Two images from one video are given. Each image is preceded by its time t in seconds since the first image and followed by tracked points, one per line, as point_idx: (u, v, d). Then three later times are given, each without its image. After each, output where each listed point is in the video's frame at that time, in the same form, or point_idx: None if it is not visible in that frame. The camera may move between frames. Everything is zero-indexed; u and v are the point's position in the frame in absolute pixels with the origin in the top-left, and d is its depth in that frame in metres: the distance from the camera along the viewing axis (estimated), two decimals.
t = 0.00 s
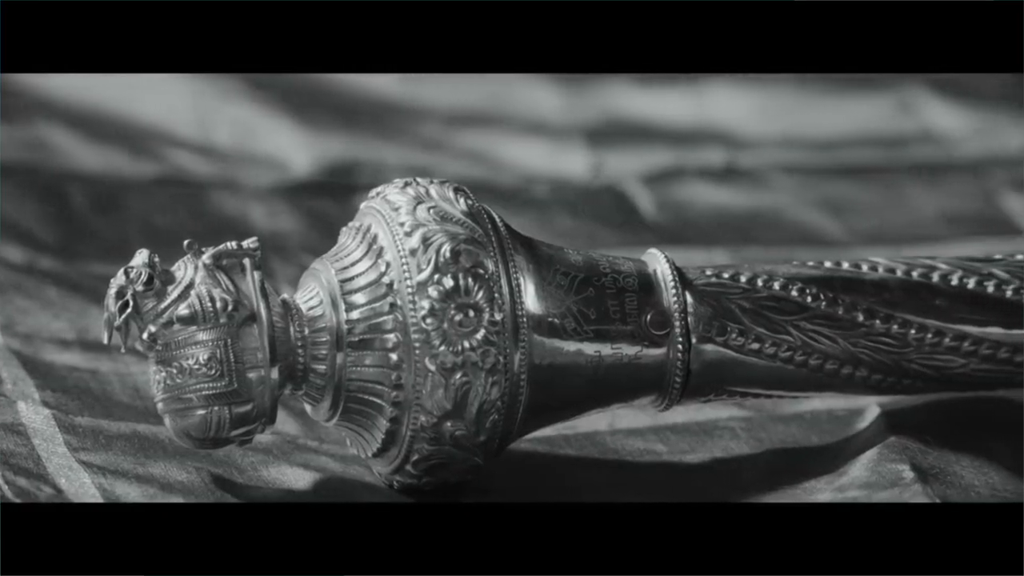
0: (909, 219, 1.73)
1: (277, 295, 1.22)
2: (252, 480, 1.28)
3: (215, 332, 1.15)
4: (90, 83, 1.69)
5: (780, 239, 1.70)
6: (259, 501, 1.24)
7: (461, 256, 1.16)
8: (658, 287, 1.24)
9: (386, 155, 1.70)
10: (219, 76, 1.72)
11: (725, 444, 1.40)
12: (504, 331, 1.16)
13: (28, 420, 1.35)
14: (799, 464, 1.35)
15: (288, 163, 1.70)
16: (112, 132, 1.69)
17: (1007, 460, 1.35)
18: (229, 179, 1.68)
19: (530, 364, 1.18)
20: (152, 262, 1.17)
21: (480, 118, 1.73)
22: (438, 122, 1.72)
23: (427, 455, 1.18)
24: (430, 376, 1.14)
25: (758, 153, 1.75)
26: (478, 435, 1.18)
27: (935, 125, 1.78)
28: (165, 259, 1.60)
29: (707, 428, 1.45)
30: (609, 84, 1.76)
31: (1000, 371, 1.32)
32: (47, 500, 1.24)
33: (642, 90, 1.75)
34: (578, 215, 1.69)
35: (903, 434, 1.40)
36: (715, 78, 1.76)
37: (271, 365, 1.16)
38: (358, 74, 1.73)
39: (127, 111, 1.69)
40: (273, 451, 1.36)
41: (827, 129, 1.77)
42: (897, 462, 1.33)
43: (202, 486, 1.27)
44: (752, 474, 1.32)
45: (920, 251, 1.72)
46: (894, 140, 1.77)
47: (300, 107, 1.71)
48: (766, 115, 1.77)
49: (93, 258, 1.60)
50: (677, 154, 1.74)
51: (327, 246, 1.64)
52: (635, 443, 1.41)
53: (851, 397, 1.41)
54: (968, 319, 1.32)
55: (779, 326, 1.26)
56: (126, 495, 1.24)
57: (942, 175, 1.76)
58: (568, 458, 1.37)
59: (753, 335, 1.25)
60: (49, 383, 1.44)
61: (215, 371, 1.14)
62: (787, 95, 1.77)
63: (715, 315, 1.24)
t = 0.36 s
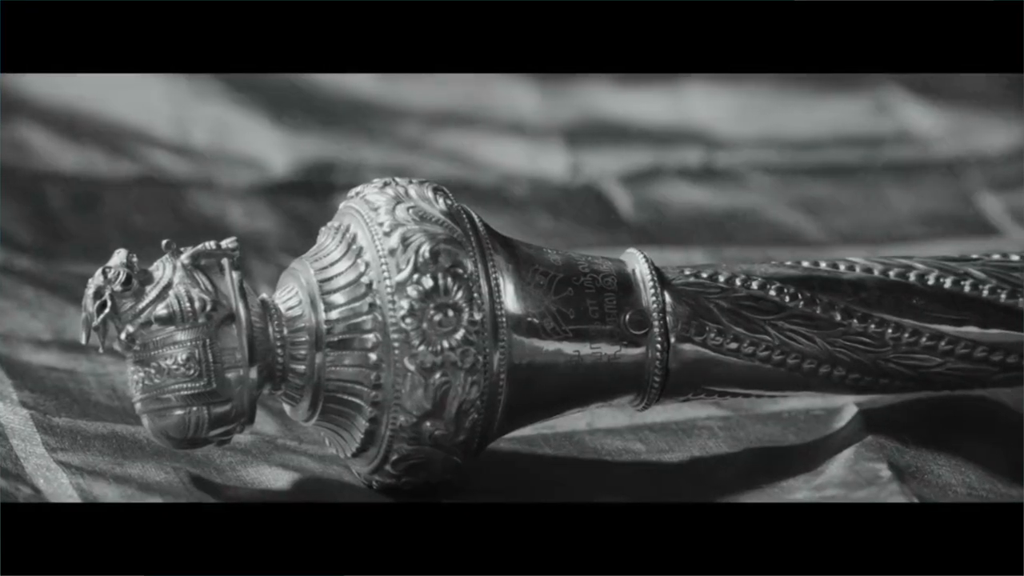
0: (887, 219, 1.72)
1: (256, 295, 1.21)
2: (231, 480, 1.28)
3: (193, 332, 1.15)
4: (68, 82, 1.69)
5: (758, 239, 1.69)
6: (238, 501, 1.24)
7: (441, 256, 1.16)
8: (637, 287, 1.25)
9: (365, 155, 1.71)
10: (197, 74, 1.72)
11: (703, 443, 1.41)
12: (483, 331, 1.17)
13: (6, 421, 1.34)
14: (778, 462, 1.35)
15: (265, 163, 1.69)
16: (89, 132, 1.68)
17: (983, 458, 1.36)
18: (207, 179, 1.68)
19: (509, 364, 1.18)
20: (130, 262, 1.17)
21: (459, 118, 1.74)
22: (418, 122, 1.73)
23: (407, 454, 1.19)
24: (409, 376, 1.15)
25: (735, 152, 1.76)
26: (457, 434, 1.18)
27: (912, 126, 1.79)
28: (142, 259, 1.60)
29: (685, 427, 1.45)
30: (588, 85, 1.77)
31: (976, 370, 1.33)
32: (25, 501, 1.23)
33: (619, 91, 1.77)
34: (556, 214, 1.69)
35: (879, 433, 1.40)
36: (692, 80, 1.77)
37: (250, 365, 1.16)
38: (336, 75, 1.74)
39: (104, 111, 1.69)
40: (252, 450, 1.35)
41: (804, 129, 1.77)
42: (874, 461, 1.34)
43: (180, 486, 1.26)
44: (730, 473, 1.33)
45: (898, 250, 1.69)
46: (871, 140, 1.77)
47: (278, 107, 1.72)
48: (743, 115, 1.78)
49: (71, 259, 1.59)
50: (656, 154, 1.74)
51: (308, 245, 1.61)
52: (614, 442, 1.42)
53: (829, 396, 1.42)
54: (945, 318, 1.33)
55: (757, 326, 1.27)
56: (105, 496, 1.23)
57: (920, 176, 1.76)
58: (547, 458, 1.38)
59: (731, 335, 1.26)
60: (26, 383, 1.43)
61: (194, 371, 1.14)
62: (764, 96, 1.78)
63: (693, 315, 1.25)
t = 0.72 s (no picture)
0: (861, 218, 1.73)
1: (232, 295, 1.21)
2: (207, 481, 1.28)
3: (169, 333, 1.14)
4: (41, 82, 1.68)
5: (733, 238, 1.69)
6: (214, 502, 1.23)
7: (417, 256, 1.17)
8: (614, 286, 1.26)
9: (341, 155, 1.70)
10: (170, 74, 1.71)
11: (679, 442, 1.42)
12: (460, 331, 1.17)
13: None
14: (753, 461, 1.36)
15: (240, 162, 1.69)
16: (62, 131, 1.67)
17: (957, 456, 1.37)
18: (181, 178, 1.67)
19: (486, 363, 1.19)
20: (105, 262, 1.16)
21: (434, 118, 1.73)
22: (393, 121, 1.72)
23: (383, 454, 1.19)
24: (386, 375, 1.15)
25: (709, 152, 1.76)
26: (434, 434, 1.18)
27: (886, 126, 1.80)
28: (117, 260, 1.60)
29: (661, 427, 1.46)
30: (562, 85, 1.77)
31: (949, 369, 1.34)
32: None
33: (594, 91, 1.77)
34: (532, 213, 1.69)
35: (854, 432, 1.41)
36: (667, 79, 1.78)
37: (225, 365, 1.15)
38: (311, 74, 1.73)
39: (77, 110, 1.68)
40: (228, 451, 1.35)
41: (779, 129, 1.78)
42: (849, 459, 1.35)
43: (156, 486, 1.26)
44: (706, 472, 1.34)
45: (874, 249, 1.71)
46: (846, 140, 1.78)
47: (253, 107, 1.71)
48: (717, 115, 1.79)
49: (45, 260, 1.58)
50: (631, 153, 1.75)
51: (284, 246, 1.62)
52: (590, 442, 1.42)
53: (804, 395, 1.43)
54: (919, 317, 1.33)
55: (733, 325, 1.28)
56: (80, 496, 1.22)
57: (894, 176, 1.77)
58: (523, 458, 1.38)
59: (707, 334, 1.26)
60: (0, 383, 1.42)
61: (169, 371, 1.14)
62: (738, 96, 1.79)
63: (668, 314, 1.26)
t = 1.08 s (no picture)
0: (834, 219, 1.73)
1: (207, 295, 1.21)
2: (181, 481, 1.27)
3: (143, 333, 1.14)
4: (17, 84, 1.68)
5: (708, 239, 1.70)
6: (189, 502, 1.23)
7: (393, 256, 1.17)
8: (589, 286, 1.26)
9: (316, 154, 1.70)
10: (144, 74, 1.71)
11: (655, 442, 1.42)
12: (436, 331, 1.17)
13: None
14: (728, 460, 1.37)
15: (214, 162, 1.68)
16: (34, 131, 1.66)
17: (930, 455, 1.38)
18: (155, 178, 1.66)
19: (462, 363, 1.19)
20: (79, 262, 1.16)
21: (409, 118, 1.73)
22: (368, 122, 1.72)
23: (359, 454, 1.18)
24: (361, 376, 1.15)
25: (683, 152, 1.77)
26: (409, 435, 1.18)
27: (859, 126, 1.82)
28: (91, 260, 1.59)
29: (637, 426, 1.46)
30: (537, 86, 1.78)
31: (923, 369, 1.35)
32: None
33: (569, 90, 1.78)
34: (507, 213, 1.69)
35: (829, 431, 1.42)
36: (641, 80, 1.79)
37: (200, 365, 1.15)
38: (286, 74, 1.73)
39: (50, 110, 1.67)
40: (203, 451, 1.35)
41: (753, 129, 1.78)
42: (823, 458, 1.36)
43: (130, 487, 1.25)
44: (681, 472, 1.34)
45: (847, 249, 1.71)
46: (818, 140, 1.79)
47: (227, 106, 1.70)
48: (691, 116, 1.79)
49: (17, 259, 1.57)
50: (606, 153, 1.75)
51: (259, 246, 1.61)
52: (566, 442, 1.42)
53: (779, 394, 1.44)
54: (892, 317, 1.34)
55: (708, 325, 1.28)
56: (53, 497, 1.22)
57: (867, 176, 1.78)
58: (499, 457, 1.38)
59: (683, 334, 1.27)
60: None
61: (144, 372, 1.13)
62: (711, 97, 1.80)
63: (644, 314, 1.26)
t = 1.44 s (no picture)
0: (810, 219, 1.74)
1: (183, 295, 1.20)
2: (158, 482, 1.26)
3: (119, 333, 1.13)
4: None
5: (684, 238, 1.71)
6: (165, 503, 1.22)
7: (371, 256, 1.17)
8: (567, 286, 1.26)
9: (293, 154, 1.69)
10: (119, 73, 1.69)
11: (632, 441, 1.43)
12: (414, 331, 1.17)
13: None
14: (705, 460, 1.38)
15: (190, 162, 1.67)
16: (9, 130, 1.65)
17: (907, 454, 1.38)
18: (131, 177, 1.66)
19: (440, 363, 1.19)
20: (55, 262, 1.15)
21: (385, 118, 1.72)
22: (344, 121, 1.71)
23: (336, 454, 1.18)
24: (339, 376, 1.15)
25: (661, 153, 1.76)
26: (387, 434, 1.18)
27: (836, 127, 1.80)
28: (66, 260, 1.60)
29: (614, 426, 1.47)
30: (514, 85, 1.76)
31: (900, 368, 1.35)
32: None
33: (546, 90, 1.76)
34: (485, 213, 1.70)
35: (805, 429, 1.43)
36: (619, 79, 1.76)
37: (177, 365, 1.14)
38: (261, 74, 1.71)
39: (24, 110, 1.66)
40: (180, 452, 1.34)
41: (731, 129, 1.77)
42: (800, 457, 1.37)
43: (106, 488, 1.25)
44: (659, 471, 1.35)
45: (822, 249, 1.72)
46: (795, 141, 1.78)
47: (203, 106, 1.69)
48: (669, 116, 1.77)
49: None
50: (583, 153, 1.74)
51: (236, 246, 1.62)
52: (544, 441, 1.43)
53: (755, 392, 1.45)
54: (869, 316, 1.34)
55: (686, 325, 1.29)
56: (30, 497, 1.22)
57: (841, 175, 1.78)
58: (477, 457, 1.38)
59: (660, 334, 1.27)
60: None
61: (120, 372, 1.13)
62: (690, 97, 1.78)
63: (622, 314, 1.26)
